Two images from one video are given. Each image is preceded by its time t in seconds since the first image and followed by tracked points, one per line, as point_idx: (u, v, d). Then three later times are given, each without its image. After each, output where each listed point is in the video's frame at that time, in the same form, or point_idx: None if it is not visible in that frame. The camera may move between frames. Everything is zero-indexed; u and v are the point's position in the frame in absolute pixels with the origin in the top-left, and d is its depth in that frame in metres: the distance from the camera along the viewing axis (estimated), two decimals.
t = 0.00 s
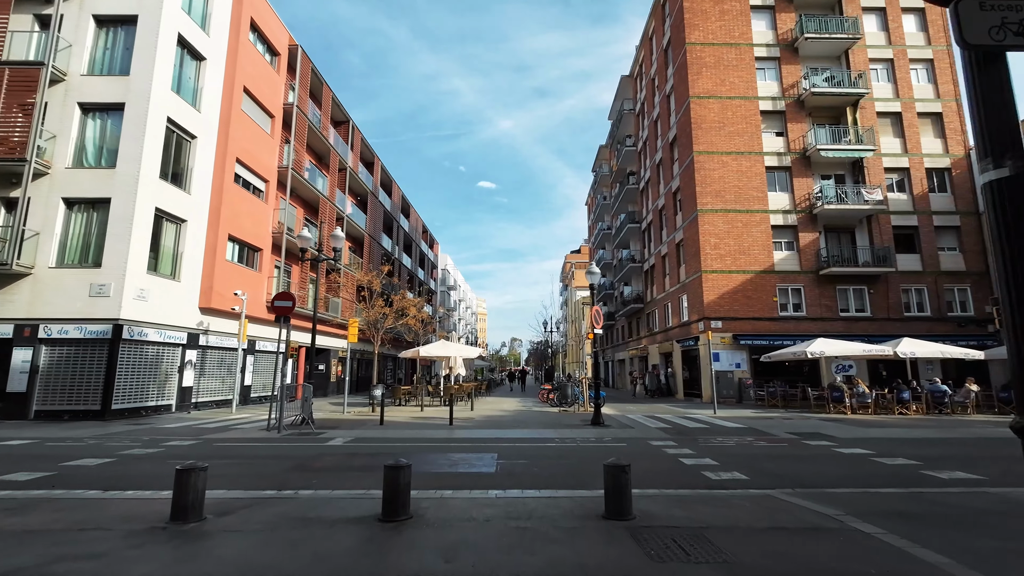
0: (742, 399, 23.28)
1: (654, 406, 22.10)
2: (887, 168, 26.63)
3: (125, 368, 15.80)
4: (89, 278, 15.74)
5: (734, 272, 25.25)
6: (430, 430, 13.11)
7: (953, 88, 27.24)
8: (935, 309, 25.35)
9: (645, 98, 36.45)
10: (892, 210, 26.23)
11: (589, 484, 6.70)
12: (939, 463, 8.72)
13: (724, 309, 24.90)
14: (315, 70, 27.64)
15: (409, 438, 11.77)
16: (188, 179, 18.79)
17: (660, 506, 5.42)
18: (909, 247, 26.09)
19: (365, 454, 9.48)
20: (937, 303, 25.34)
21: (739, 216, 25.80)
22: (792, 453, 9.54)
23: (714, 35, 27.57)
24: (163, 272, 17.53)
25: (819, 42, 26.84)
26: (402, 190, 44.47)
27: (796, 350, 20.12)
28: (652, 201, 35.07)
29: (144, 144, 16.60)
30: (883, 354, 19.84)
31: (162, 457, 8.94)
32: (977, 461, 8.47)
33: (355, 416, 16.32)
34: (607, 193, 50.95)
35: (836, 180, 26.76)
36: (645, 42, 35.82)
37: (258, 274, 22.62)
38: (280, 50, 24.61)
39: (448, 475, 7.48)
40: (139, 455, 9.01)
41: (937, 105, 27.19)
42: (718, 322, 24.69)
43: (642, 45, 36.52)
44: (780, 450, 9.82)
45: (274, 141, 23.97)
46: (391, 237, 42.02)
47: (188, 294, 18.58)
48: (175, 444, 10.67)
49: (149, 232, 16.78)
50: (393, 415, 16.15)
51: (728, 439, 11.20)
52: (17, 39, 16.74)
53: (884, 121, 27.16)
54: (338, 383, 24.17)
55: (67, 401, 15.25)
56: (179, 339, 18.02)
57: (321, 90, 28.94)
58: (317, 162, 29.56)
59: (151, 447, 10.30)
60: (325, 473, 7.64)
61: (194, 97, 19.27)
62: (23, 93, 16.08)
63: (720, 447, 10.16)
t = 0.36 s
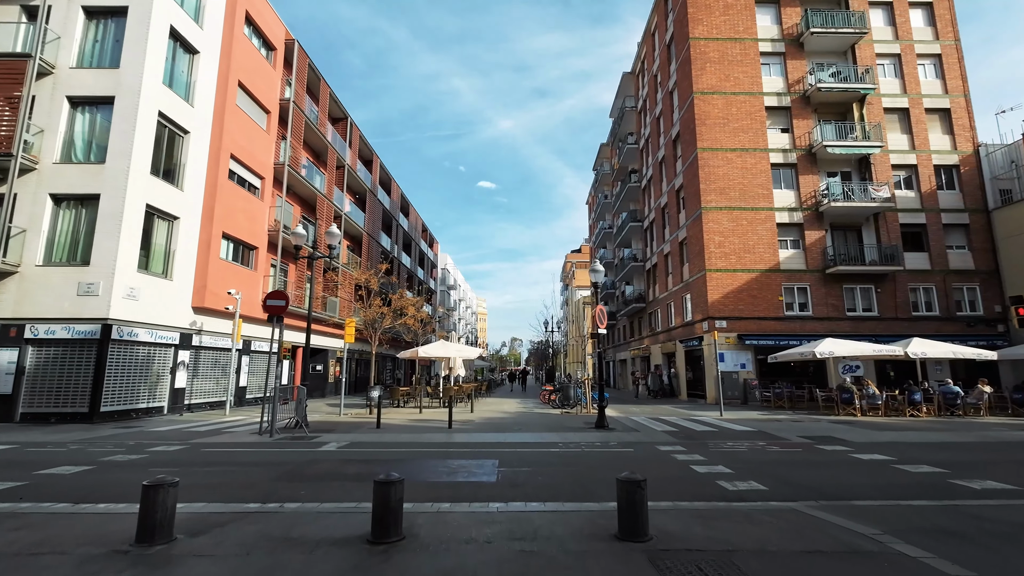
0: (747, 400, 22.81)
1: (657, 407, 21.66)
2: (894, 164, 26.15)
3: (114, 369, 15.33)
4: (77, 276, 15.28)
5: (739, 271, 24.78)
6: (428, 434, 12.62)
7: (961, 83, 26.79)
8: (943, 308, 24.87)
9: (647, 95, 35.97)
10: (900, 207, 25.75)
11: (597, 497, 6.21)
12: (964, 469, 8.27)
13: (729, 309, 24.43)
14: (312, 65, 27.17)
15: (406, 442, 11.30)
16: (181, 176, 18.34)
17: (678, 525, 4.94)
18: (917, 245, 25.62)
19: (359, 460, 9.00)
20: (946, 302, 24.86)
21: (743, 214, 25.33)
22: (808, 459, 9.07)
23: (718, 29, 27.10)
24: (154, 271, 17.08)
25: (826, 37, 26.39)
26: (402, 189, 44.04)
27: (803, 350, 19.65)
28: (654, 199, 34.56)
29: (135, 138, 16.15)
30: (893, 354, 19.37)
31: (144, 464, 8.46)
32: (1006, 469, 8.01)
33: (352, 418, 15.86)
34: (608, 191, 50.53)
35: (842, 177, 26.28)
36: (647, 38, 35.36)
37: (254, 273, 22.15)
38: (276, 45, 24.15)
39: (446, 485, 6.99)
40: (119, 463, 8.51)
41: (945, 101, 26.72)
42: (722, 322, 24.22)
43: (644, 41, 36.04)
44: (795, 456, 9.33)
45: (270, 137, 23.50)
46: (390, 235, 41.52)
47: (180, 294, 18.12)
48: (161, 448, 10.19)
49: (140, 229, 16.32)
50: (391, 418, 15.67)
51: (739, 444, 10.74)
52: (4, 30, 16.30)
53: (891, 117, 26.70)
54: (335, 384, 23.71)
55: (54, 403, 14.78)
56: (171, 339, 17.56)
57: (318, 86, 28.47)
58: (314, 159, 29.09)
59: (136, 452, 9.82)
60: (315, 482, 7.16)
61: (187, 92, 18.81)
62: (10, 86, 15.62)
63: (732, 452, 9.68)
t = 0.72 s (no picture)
0: (752, 401, 22.34)
1: (660, 408, 21.19)
2: (901, 161, 25.67)
3: (100, 369, 14.84)
4: (62, 273, 14.80)
5: (743, 269, 24.30)
6: (425, 437, 12.12)
7: (969, 78, 26.31)
8: (951, 307, 24.40)
9: (649, 91, 35.49)
10: (907, 204, 25.28)
11: (605, 508, 5.74)
12: (990, 474, 7.81)
13: (733, 308, 23.95)
14: (308, 60, 26.67)
15: (402, 445, 10.82)
16: (172, 170, 17.85)
17: (699, 544, 4.46)
18: (924, 243, 25.15)
19: (351, 465, 8.51)
20: (954, 301, 24.39)
21: (747, 211, 24.86)
22: (824, 464, 8.61)
23: (722, 23, 26.63)
24: (143, 267, 16.59)
25: (831, 31, 25.90)
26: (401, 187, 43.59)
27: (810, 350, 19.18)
28: (656, 197, 34.06)
29: (123, 131, 15.67)
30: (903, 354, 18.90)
31: (121, 469, 7.96)
32: None
33: (346, 420, 15.38)
34: (609, 190, 50.10)
35: (848, 174, 25.81)
36: (649, 34, 34.88)
37: (248, 270, 21.66)
38: (271, 38, 23.67)
39: (441, 492, 6.53)
40: (95, 468, 8.02)
41: (952, 96, 26.25)
42: (726, 321, 23.74)
43: (646, 37, 35.54)
44: (811, 460, 8.86)
45: (265, 132, 23.01)
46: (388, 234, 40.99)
47: (170, 291, 17.63)
48: (143, 452, 9.69)
49: (128, 225, 15.84)
50: (386, 419, 15.17)
51: (749, 446, 10.27)
52: None
53: (898, 112, 26.22)
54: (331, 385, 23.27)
55: (38, 404, 14.29)
56: (161, 338, 17.08)
57: (314, 81, 27.99)
58: (310, 156, 28.60)
59: (116, 455, 9.34)
60: (301, 488, 6.67)
61: (178, 84, 18.32)
62: None
63: (743, 456, 9.21)
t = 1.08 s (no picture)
0: (756, 402, 21.94)
1: (663, 409, 20.78)
2: (907, 158, 25.30)
3: (88, 370, 14.42)
4: (50, 270, 14.39)
5: (747, 267, 23.91)
6: (423, 440, 11.71)
7: (975, 74, 25.95)
8: (959, 307, 24.02)
9: (650, 89, 35.10)
10: (913, 203, 24.91)
11: (615, 518, 5.34)
12: (1017, 480, 7.44)
13: (737, 307, 23.55)
14: (305, 55, 26.26)
15: (399, 448, 10.42)
16: (164, 166, 17.44)
17: (722, 564, 4.07)
18: (931, 241, 24.77)
19: (345, 470, 8.10)
20: (961, 301, 24.02)
21: (752, 209, 24.46)
22: (841, 469, 8.23)
23: (725, 19, 26.25)
24: (135, 265, 16.18)
25: (836, 27, 25.52)
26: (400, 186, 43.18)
27: (817, 350, 18.74)
28: (658, 196, 33.65)
29: (113, 125, 15.26)
30: (911, 354, 18.50)
31: (102, 474, 7.55)
32: None
33: (342, 421, 14.98)
34: (609, 189, 49.74)
35: (853, 172, 25.42)
36: (651, 31, 34.49)
37: (243, 269, 21.23)
38: (267, 33, 23.27)
39: (440, 500, 6.13)
40: (74, 473, 7.60)
41: (959, 93, 25.88)
42: (730, 321, 23.34)
43: (647, 34, 35.15)
44: (826, 465, 8.47)
45: (261, 129, 22.59)
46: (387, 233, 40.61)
47: (163, 290, 17.21)
48: (127, 455, 9.25)
49: (119, 221, 15.43)
50: (383, 421, 14.75)
51: (761, 450, 9.89)
52: None
53: (903, 109, 25.86)
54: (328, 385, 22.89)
55: (24, 406, 13.87)
56: (152, 338, 16.65)
57: (312, 77, 27.59)
58: (308, 153, 28.18)
59: (100, 459, 8.93)
60: (290, 496, 6.27)
61: (171, 78, 17.92)
62: None
63: (756, 460, 8.83)
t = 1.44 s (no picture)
0: (760, 404, 21.52)
1: (666, 411, 20.34)
2: (913, 156, 24.92)
3: (73, 371, 13.94)
4: (34, 268, 13.91)
5: (750, 266, 23.50)
6: (419, 444, 11.26)
7: (981, 70, 25.58)
8: (965, 306, 23.64)
9: (651, 86, 34.69)
10: (919, 201, 24.52)
11: (626, 535, 4.90)
12: None
13: (740, 307, 23.14)
14: (301, 51, 25.80)
15: (393, 453, 9.97)
16: (155, 161, 16.97)
17: None
18: (937, 240, 24.38)
19: (334, 478, 7.63)
20: (968, 300, 23.63)
21: (755, 207, 24.05)
22: (860, 475, 7.81)
23: (728, 14, 25.85)
24: (123, 263, 15.70)
25: (840, 22, 25.13)
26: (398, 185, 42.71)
27: (823, 351, 18.31)
28: (659, 194, 33.24)
29: (100, 118, 14.79)
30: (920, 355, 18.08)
31: (76, 483, 7.10)
32: None
33: (336, 424, 14.52)
34: (609, 189, 49.33)
35: (858, 169, 25.02)
36: (651, 27, 34.09)
37: (236, 268, 20.75)
38: (262, 27, 22.81)
39: (434, 513, 5.66)
40: (45, 482, 7.13)
41: (965, 90, 25.50)
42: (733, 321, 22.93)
43: (648, 31, 34.75)
44: (843, 471, 8.03)
45: (255, 125, 22.12)
46: (384, 233, 40.17)
47: (152, 289, 16.73)
48: (106, 462, 8.76)
49: (106, 217, 14.95)
50: (378, 424, 14.27)
51: (772, 455, 9.46)
52: None
53: (909, 106, 25.48)
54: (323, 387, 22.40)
55: (6, 409, 13.38)
56: (141, 338, 16.16)
57: (307, 73, 27.14)
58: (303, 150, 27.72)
59: (77, 466, 8.45)
60: (273, 509, 5.80)
61: (162, 71, 17.45)
62: None
63: (768, 466, 8.41)
